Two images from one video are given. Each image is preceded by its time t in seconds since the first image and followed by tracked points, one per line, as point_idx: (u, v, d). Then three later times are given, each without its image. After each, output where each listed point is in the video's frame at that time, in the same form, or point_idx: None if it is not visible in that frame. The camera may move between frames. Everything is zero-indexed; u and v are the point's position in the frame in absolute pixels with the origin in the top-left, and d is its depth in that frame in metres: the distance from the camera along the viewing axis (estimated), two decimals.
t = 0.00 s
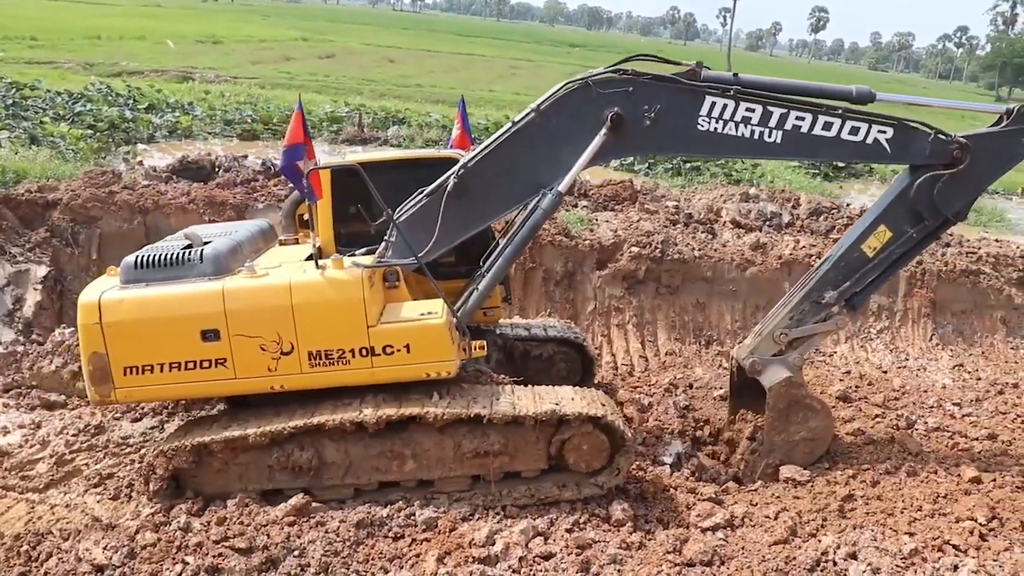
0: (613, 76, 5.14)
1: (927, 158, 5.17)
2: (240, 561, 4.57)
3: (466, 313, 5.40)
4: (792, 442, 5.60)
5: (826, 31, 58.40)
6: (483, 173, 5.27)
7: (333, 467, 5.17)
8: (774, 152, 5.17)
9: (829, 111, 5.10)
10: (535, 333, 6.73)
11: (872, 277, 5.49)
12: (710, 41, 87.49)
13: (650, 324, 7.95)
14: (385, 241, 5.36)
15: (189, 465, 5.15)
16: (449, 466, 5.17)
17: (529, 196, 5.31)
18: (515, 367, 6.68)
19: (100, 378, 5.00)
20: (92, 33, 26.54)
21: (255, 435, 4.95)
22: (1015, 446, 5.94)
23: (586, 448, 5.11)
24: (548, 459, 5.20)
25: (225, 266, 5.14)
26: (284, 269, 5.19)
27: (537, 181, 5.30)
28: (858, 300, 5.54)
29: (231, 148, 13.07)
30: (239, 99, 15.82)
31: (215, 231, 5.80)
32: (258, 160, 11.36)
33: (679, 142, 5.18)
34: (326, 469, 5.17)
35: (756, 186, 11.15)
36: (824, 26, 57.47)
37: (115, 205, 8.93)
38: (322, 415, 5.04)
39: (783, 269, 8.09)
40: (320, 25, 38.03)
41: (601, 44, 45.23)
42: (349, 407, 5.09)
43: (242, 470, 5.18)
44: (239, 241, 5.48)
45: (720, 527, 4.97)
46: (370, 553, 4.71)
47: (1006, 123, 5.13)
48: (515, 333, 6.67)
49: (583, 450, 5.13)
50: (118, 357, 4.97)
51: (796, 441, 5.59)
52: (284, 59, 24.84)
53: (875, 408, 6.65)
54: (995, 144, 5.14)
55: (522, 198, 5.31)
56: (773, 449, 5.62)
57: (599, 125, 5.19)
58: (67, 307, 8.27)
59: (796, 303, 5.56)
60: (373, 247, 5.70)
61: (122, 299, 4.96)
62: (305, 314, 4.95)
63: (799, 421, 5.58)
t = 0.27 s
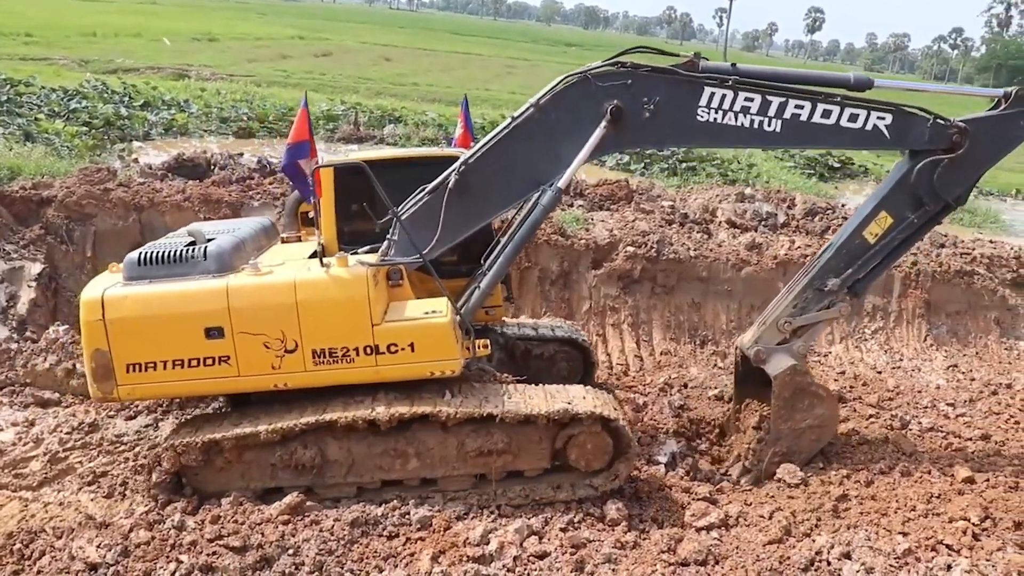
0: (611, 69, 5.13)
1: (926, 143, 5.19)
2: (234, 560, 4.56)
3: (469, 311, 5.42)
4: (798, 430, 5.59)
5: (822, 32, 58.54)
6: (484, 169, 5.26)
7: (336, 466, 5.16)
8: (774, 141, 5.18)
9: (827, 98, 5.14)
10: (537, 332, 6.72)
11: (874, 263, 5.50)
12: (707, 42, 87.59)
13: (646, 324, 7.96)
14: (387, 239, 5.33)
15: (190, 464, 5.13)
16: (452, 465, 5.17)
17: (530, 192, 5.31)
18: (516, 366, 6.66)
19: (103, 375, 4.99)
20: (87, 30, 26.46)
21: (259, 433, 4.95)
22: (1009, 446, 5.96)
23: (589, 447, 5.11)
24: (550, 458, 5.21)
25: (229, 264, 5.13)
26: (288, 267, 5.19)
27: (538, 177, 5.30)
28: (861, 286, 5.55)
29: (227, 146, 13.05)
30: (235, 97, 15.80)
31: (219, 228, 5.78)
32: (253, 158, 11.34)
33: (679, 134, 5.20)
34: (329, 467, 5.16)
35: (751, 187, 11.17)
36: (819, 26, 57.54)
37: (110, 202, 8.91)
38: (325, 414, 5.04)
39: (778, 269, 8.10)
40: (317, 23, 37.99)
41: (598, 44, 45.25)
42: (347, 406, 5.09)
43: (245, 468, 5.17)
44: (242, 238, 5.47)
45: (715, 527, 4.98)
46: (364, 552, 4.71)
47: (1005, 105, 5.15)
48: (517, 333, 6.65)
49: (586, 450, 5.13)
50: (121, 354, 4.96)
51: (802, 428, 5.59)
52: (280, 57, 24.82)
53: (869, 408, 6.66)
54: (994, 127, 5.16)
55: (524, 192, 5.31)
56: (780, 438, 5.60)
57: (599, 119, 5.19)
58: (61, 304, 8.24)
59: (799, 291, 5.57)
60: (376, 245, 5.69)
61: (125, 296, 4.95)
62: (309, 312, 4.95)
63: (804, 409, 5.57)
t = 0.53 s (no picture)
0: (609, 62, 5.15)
1: (925, 126, 5.21)
2: (231, 560, 4.56)
3: (473, 309, 5.42)
4: (806, 417, 5.61)
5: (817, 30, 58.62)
6: (484, 167, 5.26)
7: (341, 465, 5.16)
8: (772, 129, 5.19)
9: (825, 84, 5.14)
10: (539, 330, 6.71)
11: (877, 248, 5.52)
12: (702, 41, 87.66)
13: (641, 322, 7.96)
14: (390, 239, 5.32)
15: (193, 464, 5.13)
16: (457, 464, 5.17)
17: (532, 188, 5.31)
18: (518, 363, 6.68)
19: (107, 375, 4.99)
20: (81, 30, 26.40)
21: (264, 432, 4.95)
22: (1004, 443, 5.98)
23: (595, 446, 5.12)
24: (555, 457, 5.22)
25: (233, 263, 5.13)
26: (293, 266, 5.18)
27: (539, 172, 5.30)
28: (863, 271, 5.57)
29: (221, 146, 13.04)
30: (230, 98, 15.77)
31: (222, 227, 5.78)
32: (248, 158, 11.33)
33: (677, 124, 5.20)
34: (334, 467, 5.16)
35: (746, 185, 11.18)
36: (814, 24, 57.61)
37: (105, 203, 8.89)
38: (330, 413, 5.04)
39: (773, 267, 8.11)
40: (312, 22, 37.93)
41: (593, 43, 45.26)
42: (347, 406, 5.09)
43: (250, 467, 5.17)
44: (246, 238, 5.47)
45: (711, 525, 4.99)
46: (361, 551, 4.71)
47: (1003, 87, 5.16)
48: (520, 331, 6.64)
49: (591, 449, 5.14)
50: (125, 353, 4.95)
51: (811, 414, 5.60)
52: (274, 57, 24.79)
53: (864, 406, 6.67)
54: (992, 108, 5.17)
55: (526, 187, 5.30)
56: (788, 425, 5.60)
57: (598, 112, 5.19)
58: (56, 305, 8.22)
59: (802, 278, 5.58)
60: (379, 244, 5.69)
61: (129, 295, 4.94)
62: (314, 312, 4.94)
63: (811, 396, 5.58)
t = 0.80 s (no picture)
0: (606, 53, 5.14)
1: (923, 109, 5.23)
2: (227, 559, 4.55)
3: (475, 306, 5.42)
4: (813, 402, 5.61)
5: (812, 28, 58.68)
6: (484, 161, 5.26)
7: (345, 463, 5.16)
8: (770, 117, 5.21)
9: (823, 69, 5.14)
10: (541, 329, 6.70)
11: (878, 232, 5.53)
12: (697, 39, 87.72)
13: (636, 320, 7.97)
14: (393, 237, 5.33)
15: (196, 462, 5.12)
16: (461, 462, 5.17)
17: (533, 181, 5.31)
18: (520, 361, 6.70)
19: (110, 374, 4.98)
20: (75, 29, 26.31)
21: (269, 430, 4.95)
22: (998, 440, 6.00)
23: (599, 445, 5.13)
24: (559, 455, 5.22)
25: (237, 261, 5.12)
26: (298, 264, 5.18)
27: (540, 165, 5.29)
28: (864, 255, 5.58)
29: (216, 145, 13.02)
30: (224, 96, 15.74)
31: (226, 225, 5.77)
32: (242, 157, 11.30)
33: (675, 113, 5.21)
34: (338, 465, 5.15)
35: (741, 183, 11.19)
36: (809, 22, 57.70)
37: (99, 202, 8.86)
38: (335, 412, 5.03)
39: (769, 265, 8.12)
40: (307, 20, 37.86)
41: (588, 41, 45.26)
42: (346, 404, 5.08)
43: (254, 466, 5.17)
44: (249, 235, 5.46)
45: (706, 522, 5.00)
46: (357, 550, 4.71)
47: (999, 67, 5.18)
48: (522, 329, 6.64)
49: (595, 447, 5.15)
50: (129, 351, 4.94)
51: (818, 400, 5.60)
52: (269, 55, 24.74)
53: (859, 403, 6.68)
54: (989, 88, 5.18)
55: (526, 181, 5.30)
56: (796, 411, 5.61)
57: (597, 104, 5.19)
58: (50, 305, 8.20)
59: (805, 264, 5.59)
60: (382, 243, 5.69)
61: (132, 293, 4.93)
62: (319, 310, 4.94)
63: (818, 381, 5.58)
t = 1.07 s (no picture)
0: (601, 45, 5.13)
1: (921, 92, 5.25)
2: (223, 559, 4.55)
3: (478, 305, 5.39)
4: (819, 386, 5.60)
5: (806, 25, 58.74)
6: (483, 156, 5.25)
7: (350, 461, 5.16)
8: (767, 103, 5.22)
9: (820, 54, 5.16)
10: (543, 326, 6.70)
11: (878, 215, 5.55)
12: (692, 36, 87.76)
13: (632, 317, 7.98)
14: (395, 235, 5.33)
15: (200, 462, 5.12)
16: (466, 460, 5.19)
17: (533, 174, 5.31)
18: (522, 359, 6.69)
19: (114, 373, 4.97)
20: (67, 28, 26.23)
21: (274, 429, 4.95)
22: (993, 435, 6.01)
23: (604, 443, 5.16)
24: (563, 452, 5.25)
25: (241, 259, 5.12)
26: (302, 262, 5.17)
27: (539, 159, 5.29)
28: (865, 238, 5.60)
29: (210, 144, 13.00)
30: (218, 95, 15.71)
31: (228, 224, 5.76)
32: (237, 156, 11.28)
33: (673, 103, 5.20)
34: (343, 463, 5.16)
35: (735, 180, 11.20)
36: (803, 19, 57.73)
37: (92, 202, 8.83)
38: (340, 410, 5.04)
39: (763, 262, 8.14)
40: (301, 19, 37.80)
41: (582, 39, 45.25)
42: (346, 403, 5.08)
43: (259, 464, 5.17)
44: (253, 234, 5.45)
45: (702, 519, 5.01)
46: (353, 549, 4.71)
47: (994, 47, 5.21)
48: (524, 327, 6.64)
49: (599, 445, 5.18)
50: (133, 351, 4.93)
51: (823, 384, 5.59)
52: (263, 54, 24.69)
53: (854, 399, 6.70)
54: (985, 69, 5.22)
55: (525, 175, 5.30)
56: (801, 397, 5.61)
57: (594, 99, 5.18)
58: (44, 305, 8.19)
59: (807, 250, 5.61)
60: (385, 241, 5.69)
61: (136, 292, 4.92)
62: (324, 308, 4.93)
63: (823, 365, 5.57)
